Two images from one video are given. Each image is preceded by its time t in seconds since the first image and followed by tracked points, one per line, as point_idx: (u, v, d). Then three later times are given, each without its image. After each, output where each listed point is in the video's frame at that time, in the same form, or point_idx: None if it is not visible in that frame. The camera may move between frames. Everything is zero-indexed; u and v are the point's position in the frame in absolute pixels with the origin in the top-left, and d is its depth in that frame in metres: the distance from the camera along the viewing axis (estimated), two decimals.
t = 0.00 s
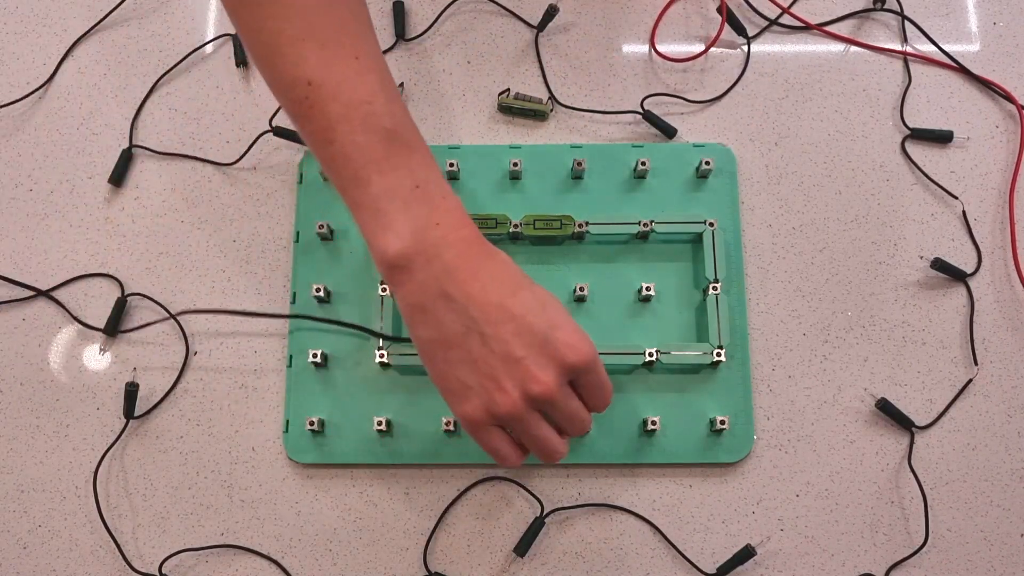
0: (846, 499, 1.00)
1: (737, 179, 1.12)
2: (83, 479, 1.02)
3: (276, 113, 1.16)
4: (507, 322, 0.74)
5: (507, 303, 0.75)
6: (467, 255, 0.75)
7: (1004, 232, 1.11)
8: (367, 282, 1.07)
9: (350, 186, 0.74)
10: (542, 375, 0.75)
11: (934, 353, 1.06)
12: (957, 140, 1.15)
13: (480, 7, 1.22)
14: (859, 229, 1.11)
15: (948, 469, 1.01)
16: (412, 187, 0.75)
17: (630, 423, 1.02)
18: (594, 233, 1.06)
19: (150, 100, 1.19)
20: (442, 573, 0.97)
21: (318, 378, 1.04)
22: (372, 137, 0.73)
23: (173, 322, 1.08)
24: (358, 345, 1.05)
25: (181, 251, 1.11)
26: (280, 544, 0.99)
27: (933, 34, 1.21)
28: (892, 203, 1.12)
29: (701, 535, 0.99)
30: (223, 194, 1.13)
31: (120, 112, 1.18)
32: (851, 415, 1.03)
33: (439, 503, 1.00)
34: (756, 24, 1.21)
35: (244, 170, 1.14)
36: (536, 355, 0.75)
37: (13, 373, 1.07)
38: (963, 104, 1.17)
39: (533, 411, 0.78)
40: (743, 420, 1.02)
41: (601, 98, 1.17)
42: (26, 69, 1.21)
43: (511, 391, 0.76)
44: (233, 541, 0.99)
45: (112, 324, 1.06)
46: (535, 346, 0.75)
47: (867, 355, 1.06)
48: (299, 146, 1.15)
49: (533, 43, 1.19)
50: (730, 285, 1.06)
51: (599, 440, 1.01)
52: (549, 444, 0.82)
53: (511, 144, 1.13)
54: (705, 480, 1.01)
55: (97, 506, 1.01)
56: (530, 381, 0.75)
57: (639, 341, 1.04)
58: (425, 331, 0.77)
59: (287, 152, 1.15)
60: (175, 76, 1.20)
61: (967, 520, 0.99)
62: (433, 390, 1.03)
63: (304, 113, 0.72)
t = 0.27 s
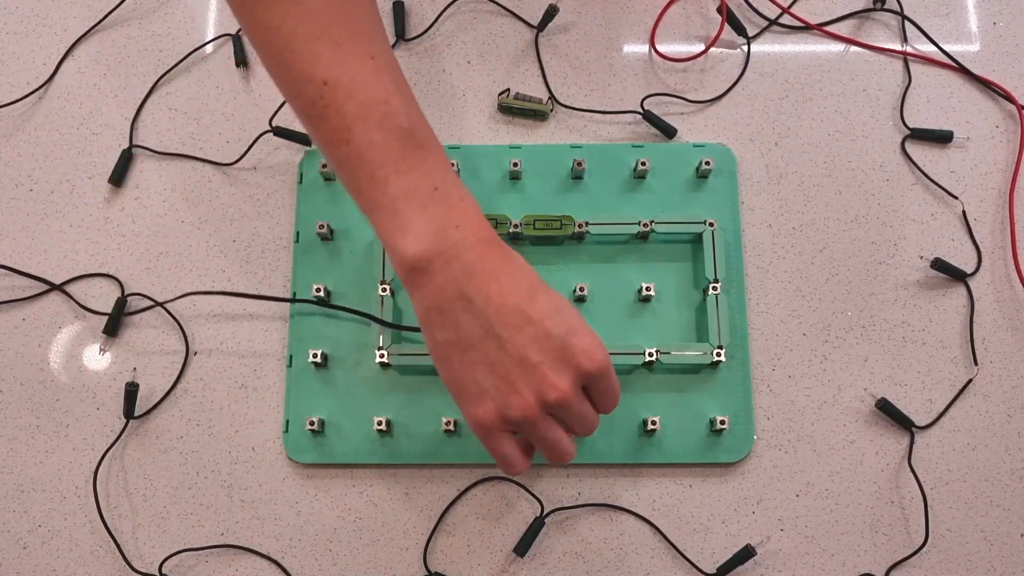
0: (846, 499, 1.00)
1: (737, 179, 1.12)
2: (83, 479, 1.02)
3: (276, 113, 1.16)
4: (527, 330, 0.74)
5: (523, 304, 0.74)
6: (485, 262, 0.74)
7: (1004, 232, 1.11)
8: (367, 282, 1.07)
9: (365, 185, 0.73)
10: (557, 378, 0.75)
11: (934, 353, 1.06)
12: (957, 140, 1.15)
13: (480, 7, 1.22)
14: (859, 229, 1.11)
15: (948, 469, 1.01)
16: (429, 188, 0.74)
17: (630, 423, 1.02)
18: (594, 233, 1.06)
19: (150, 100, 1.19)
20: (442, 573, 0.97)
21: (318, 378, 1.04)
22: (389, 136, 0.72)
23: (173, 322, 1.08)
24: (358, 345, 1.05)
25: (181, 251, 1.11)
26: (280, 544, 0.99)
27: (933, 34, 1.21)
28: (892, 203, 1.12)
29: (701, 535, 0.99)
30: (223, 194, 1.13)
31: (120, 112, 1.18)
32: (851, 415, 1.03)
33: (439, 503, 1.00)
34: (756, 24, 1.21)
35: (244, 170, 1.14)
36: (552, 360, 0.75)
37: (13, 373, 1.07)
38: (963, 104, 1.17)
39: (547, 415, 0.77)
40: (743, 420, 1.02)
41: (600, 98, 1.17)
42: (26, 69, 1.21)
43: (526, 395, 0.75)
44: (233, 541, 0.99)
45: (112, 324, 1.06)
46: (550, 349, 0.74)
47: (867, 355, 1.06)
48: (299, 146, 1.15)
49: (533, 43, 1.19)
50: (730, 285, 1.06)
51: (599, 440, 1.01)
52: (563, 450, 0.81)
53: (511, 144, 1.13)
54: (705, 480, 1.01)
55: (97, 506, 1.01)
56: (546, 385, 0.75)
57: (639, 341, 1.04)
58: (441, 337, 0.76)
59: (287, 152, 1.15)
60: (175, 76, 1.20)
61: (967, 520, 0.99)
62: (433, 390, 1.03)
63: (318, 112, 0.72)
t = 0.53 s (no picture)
0: (846, 499, 1.00)
1: (737, 179, 1.12)
2: (83, 479, 1.02)
3: (276, 113, 1.16)
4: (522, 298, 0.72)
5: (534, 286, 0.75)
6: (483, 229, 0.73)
7: (1003, 232, 1.11)
8: (367, 282, 1.07)
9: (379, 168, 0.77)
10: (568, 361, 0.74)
11: (934, 353, 1.06)
12: (957, 140, 1.15)
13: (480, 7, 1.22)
14: (859, 229, 1.11)
15: (948, 469, 1.01)
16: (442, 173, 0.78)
17: (630, 423, 1.02)
18: (594, 233, 1.06)
19: (150, 100, 1.19)
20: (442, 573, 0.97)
21: (318, 378, 1.04)
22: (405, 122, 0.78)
23: (173, 322, 1.08)
24: (358, 345, 1.05)
25: (181, 251, 1.11)
26: (280, 544, 0.99)
27: (933, 34, 1.21)
28: (892, 203, 1.12)
29: (701, 535, 0.99)
30: (223, 194, 1.13)
31: (120, 112, 1.18)
32: (851, 415, 1.03)
33: (439, 503, 1.00)
34: (756, 23, 1.21)
35: (244, 170, 1.14)
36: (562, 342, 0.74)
37: (13, 373, 1.07)
38: (963, 104, 1.17)
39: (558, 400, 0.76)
40: (743, 419, 1.02)
41: (600, 98, 1.17)
42: (26, 69, 1.21)
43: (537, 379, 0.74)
44: (233, 541, 0.99)
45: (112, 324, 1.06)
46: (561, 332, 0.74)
47: (867, 355, 1.06)
48: (299, 146, 1.15)
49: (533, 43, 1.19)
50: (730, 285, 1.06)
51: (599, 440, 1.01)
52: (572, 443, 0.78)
53: (511, 144, 1.13)
54: (705, 479, 1.01)
55: (97, 506, 1.01)
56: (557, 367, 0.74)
57: (639, 341, 1.04)
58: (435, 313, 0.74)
59: (287, 152, 1.15)
60: (175, 76, 1.20)
61: (967, 520, 0.99)
62: (433, 390, 1.03)
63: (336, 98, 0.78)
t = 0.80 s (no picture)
0: (846, 499, 1.00)
1: (737, 179, 1.12)
2: (83, 479, 1.02)
3: (276, 113, 1.16)
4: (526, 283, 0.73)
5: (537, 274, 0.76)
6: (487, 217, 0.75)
7: (1003, 232, 1.11)
8: (367, 282, 1.07)
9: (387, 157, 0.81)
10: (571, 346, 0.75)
11: (934, 353, 1.06)
12: (957, 140, 1.15)
13: (480, 7, 1.22)
14: (859, 229, 1.11)
15: (948, 469, 1.01)
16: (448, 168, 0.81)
17: (630, 423, 1.02)
18: (594, 233, 1.06)
19: (150, 100, 1.19)
20: (442, 573, 0.96)
21: (318, 378, 1.04)
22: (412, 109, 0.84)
23: (173, 322, 1.08)
24: (358, 345, 1.05)
25: (181, 251, 1.11)
26: (280, 544, 0.99)
27: (933, 34, 1.21)
28: (892, 203, 1.12)
29: (701, 535, 0.99)
30: (223, 194, 1.13)
31: (120, 112, 1.18)
32: (851, 415, 1.03)
33: (439, 503, 1.00)
34: (756, 24, 1.21)
35: (243, 170, 1.14)
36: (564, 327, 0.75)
37: (13, 372, 1.07)
38: (963, 104, 1.17)
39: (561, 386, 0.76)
40: (743, 419, 1.02)
41: (600, 98, 1.17)
42: (26, 69, 1.21)
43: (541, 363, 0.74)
44: (233, 541, 0.99)
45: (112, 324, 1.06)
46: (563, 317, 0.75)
47: (867, 355, 1.06)
48: (299, 146, 1.15)
49: (533, 43, 1.19)
50: (730, 285, 1.06)
51: (599, 440, 1.01)
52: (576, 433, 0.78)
53: (511, 143, 1.13)
54: (705, 479, 1.01)
55: (97, 506, 1.01)
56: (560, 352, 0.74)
57: (639, 341, 1.04)
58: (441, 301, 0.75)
59: (287, 152, 1.15)
60: (175, 77, 1.20)
61: (967, 520, 0.99)
62: (432, 390, 1.03)
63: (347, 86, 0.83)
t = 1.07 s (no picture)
0: (846, 499, 1.00)
1: (737, 178, 1.12)
2: (83, 479, 1.02)
3: (276, 113, 1.16)
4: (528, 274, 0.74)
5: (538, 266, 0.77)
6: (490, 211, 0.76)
7: (1003, 232, 1.11)
8: (367, 282, 1.07)
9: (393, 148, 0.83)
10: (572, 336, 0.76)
11: (934, 353, 1.06)
12: (957, 140, 1.15)
13: (480, 7, 1.22)
14: (859, 229, 1.11)
15: (948, 469, 1.01)
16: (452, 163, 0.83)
17: (630, 423, 1.02)
18: (594, 233, 1.06)
19: (150, 100, 1.19)
20: (442, 573, 0.96)
21: (318, 378, 1.04)
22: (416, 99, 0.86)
23: (173, 322, 1.08)
24: (358, 345, 1.05)
25: (181, 251, 1.11)
26: (280, 544, 0.99)
27: (933, 34, 1.21)
28: (892, 203, 1.12)
29: (701, 535, 0.99)
30: (223, 194, 1.13)
31: (120, 112, 1.18)
32: (851, 415, 1.03)
33: (439, 503, 1.00)
34: (756, 24, 1.21)
35: (243, 170, 1.14)
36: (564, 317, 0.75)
37: (13, 373, 1.07)
38: (963, 104, 1.17)
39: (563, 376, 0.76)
40: (743, 420, 1.02)
41: (600, 98, 1.17)
42: (26, 69, 1.21)
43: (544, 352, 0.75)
44: (233, 541, 0.99)
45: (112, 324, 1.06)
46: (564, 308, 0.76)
47: (867, 355, 1.06)
48: (299, 146, 1.15)
49: (533, 44, 1.19)
50: (730, 285, 1.06)
51: (599, 440, 1.01)
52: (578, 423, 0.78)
53: (511, 143, 1.13)
54: (705, 480, 1.01)
55: (96, 506, 1.01)
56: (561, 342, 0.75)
57: (639, 341, 1.04)
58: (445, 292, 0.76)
59: (287, 152, 1.15)
60: (175, 77, 1.20)
61: (967, 520, 0.99)
62: (433, 390, 1.03)
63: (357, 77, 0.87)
